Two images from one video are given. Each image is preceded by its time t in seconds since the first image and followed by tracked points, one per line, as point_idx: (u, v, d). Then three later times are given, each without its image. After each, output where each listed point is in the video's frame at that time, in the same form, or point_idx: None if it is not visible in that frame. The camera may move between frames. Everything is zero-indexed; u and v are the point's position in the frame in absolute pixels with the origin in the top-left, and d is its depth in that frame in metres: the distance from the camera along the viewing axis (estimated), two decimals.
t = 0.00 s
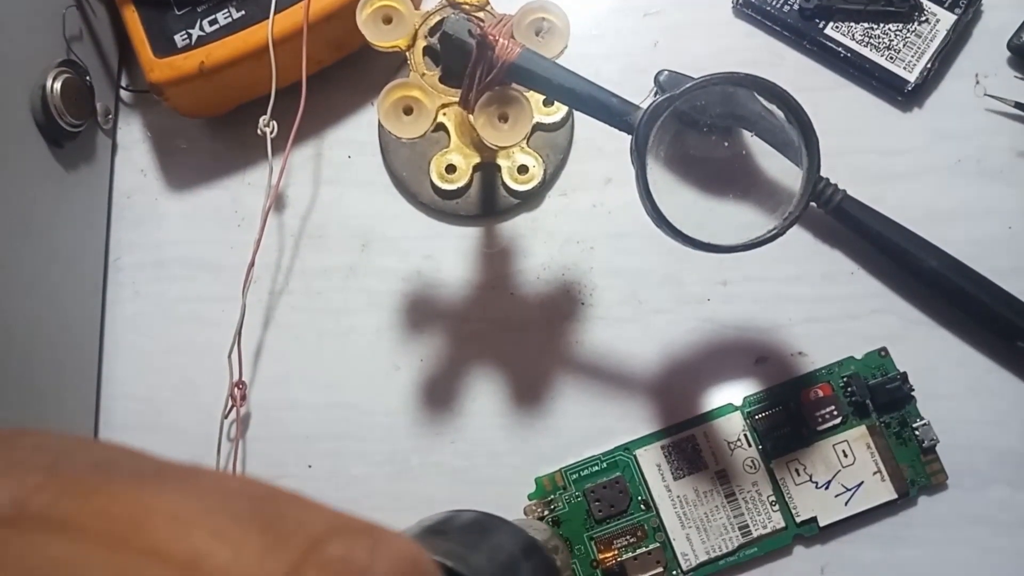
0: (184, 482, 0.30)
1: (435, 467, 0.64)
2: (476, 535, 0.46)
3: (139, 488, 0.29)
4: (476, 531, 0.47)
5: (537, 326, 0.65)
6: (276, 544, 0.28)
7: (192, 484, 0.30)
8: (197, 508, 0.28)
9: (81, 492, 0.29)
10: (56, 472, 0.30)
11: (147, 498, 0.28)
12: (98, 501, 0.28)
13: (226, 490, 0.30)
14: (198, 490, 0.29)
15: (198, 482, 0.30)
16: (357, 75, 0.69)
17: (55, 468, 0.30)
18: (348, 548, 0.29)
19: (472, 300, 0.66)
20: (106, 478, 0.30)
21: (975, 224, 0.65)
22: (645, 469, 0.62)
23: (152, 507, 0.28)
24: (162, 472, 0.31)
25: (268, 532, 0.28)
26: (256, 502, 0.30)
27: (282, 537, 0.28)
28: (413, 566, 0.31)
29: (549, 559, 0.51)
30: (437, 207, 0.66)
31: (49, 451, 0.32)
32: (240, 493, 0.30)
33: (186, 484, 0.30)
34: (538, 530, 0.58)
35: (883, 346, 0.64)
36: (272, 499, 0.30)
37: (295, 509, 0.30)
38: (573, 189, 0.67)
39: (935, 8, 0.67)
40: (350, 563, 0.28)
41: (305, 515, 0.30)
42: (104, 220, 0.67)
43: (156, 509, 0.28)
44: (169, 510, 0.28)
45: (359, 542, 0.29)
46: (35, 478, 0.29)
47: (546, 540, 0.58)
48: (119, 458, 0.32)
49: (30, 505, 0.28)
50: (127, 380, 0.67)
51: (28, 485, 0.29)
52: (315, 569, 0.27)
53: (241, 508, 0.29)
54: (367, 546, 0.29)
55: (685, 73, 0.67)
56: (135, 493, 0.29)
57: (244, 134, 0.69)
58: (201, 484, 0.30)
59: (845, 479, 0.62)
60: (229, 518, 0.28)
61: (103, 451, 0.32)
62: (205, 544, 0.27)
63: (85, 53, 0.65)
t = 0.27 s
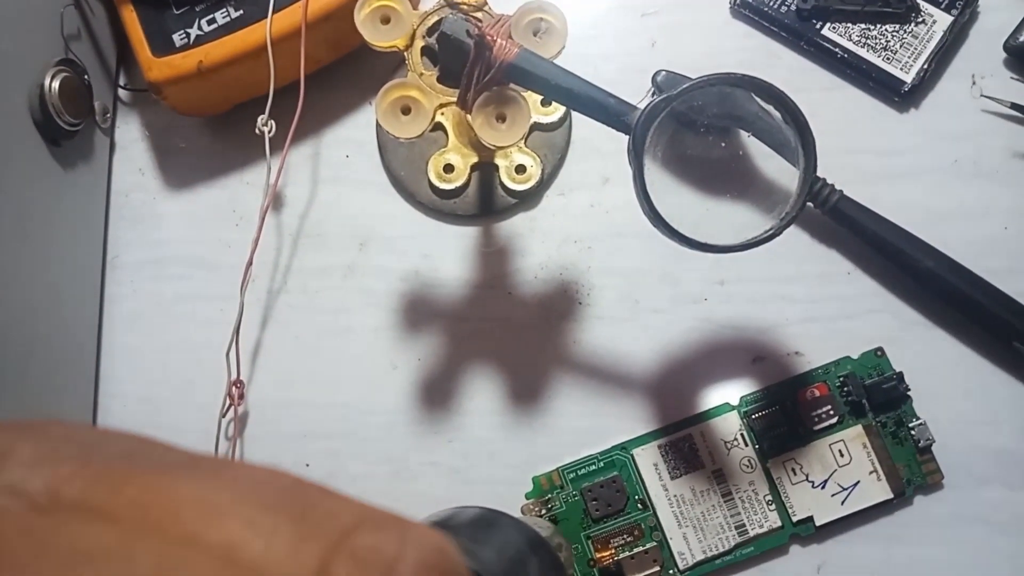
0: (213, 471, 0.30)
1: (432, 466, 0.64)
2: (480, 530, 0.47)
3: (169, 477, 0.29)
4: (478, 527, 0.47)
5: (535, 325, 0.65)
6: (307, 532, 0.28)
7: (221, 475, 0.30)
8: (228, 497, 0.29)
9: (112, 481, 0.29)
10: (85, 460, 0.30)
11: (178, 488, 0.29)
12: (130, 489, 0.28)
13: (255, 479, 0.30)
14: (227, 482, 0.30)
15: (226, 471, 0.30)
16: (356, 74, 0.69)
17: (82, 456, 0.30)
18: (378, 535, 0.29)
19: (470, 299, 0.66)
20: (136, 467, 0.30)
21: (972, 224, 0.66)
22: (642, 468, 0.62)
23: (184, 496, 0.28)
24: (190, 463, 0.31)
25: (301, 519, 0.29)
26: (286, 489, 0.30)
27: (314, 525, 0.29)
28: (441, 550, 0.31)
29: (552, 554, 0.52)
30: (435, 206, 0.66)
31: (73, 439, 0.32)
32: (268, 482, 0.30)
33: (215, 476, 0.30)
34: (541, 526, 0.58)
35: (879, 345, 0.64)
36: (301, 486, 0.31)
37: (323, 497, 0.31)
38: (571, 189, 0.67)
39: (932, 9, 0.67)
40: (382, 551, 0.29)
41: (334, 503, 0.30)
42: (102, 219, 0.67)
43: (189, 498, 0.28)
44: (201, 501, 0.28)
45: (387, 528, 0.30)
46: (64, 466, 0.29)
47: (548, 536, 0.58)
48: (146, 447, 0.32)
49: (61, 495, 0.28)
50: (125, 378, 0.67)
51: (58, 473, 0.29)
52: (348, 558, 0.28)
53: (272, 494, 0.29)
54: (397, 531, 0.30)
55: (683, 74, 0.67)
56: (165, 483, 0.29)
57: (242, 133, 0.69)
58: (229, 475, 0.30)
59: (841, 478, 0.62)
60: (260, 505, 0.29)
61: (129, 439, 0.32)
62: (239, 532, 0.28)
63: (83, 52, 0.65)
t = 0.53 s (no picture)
0: (230, 468, 0.31)
1: (433, 471, 0.64)
2: (486, 530, 0.47)
3: (187, 473, 0.30)
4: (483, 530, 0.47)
5: (536, 330, 0.65)
6: (326, 524, 0.29)
7: (239, 471, 0.31)
8: (249, 492, 0.29)
9: (132, 475, 0.29)
10: (102, 456, 0.30)
11: (197, 484, 0.29)
12: (152, 482, 0.29)
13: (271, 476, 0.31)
14: (246, 478, 0.30)
15: (241, 468, 0.31)
16: (357, 78, 0.69)
17: (100, 452, 0.31)
18: (390, 533, 0.31)
19: (472, 304, 0.66)
20: (154, 463, 0.30)
21: (975, 230, 0.65)
22: (644, 474, 0.62)
23: (206, 489, 0.29)
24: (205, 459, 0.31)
25: (319, 513, 0.30)
26: (301, 486, 0.31)
27: (331, 519, 0.30)
28: (448, 550, 0.33)
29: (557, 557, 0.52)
30: (436, 210, 0.66)
31: (86, 437, 0.32)
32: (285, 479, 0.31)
33: (233, 472, 0.30)
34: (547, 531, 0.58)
35: (882, 351, 0.64)
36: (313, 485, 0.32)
37: (335, 496, 0.32)
38: (573, 193, 0.67)
39: (936, 14, 0.67)
40: (395, 547, 0.30)
41: (346, 502, 0.31)
42: (103, 222, 0.67)
43: (211, 491, 0.29)
44: (221, 497, 0.29)
45: (397, 527, 0.31)
46: (83, 462, 0.30)
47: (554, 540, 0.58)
48: (159, 446, 0.33)
49: (83, 489, 0.29)
50: (125, 382, 0.67)
51: (78, 468, 0.29)
52: (366, 550, 0.29)
53: (290, 490, 0.30)
54: (406, 530, 0.31)
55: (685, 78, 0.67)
56: (184, 479, 0.29)
57: (244, 136, 0.69)
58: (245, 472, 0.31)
59: (843, 485, 0.62)
60: (280, 499, 0.29)
61: (142, 439, 0.33)
62: (262, 522, 0.28)
63: (85, 55, 0.65)
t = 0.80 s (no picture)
0: (270, 432, 0.30)
1: (435, 465, 0.64)
2: (502, 505, 0.46)
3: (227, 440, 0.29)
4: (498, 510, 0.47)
5: (539, 322, 0.65)
6: (362, 484, 0.28)
7: (276, 436, 0.30)
8: (287, 456, 0.28)
9: (173, 442, 0.29)
10: (145, 420, 0.30)
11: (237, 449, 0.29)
12: (192, 448, 0.29)
13: (308, 441, 0.30)
14: (283, 442, 0.29)
15: (282, 433, 0.30)
16: (357, 73, 0.69)
17: (144, 417, 0.30)
18: (426, 494, 0.29)
19: (473, 297, 0.66)
20: (196, 431, 0.30)
21: (975, 220, 0.65)
22: (646, 465, 0.62)
23: (245, 454, 0.28)
24: (244, 426, 0.31)
25: (356, 473, 0.29)
26: (341, 451, 0.30)
27: (366, 480, 0.28)
28: (485, 511, 0.31)
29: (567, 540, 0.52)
30: (437, 204, 0.66)
31: (132, 401, 0.31)
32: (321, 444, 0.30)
33: (271, 436, 0.30)
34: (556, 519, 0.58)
35: (883, 342, 0.64)
36: (353, 449, 0.31)
37: (373, 458, 0.30)
38: (573, 186, 0.67)
39: (935, 3, 0.67)
40: (430, 507, 0.28)
41: (383, 464, 0.30)
42: (104, 219, 0.67)
43: (249, 455, 0.28)
44: (261, 460, 0.28)
45: (434, 488, 0.30)
46: (127, 426, 0.29)
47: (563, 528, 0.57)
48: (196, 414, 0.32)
49: (124, 453, 0.28)
50: (127, 378, 0.67)
51: (121, 434, 0.29)
52: (401, 511, 0.28)
53: (329, 453, 0.29)
54: (442, 490, 0.30)
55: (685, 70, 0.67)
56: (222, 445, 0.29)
57: (243, 132, 0.69)
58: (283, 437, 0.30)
59: (845, 475, 0.62)
60: (317, 461, 0.29)
61: (179, 408, 0.32)
62: (298, 484, 0.27)
63: (84, 52, 0.65)
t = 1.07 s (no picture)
0: (263, 438, 0.30)
1: (433, 463, 0.64)
2: (498, 505, 0.46)
3: (221, 446, 0.29)
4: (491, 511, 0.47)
5: (536, 321, 0.65)
6: (357, 489, 0.28)
7: (268, 441, 0.30)
8: (282, 462, 0.28)
9: (166, 446, 0.28)
10: (137, 423, 0.30)
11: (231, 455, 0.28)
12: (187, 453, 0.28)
13: (301, 446, 0.30)
14: (277, 448, 0.29)
15: (274, 439, 0.30)
16: (355, 72, 0.69)
17: (135, 419, 0.30)
18: (418, 498, 0.30)
19: (471, 296, 0.66)
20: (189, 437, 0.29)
21: (972, 219, 0.66)
22: (643, 463, 0.62)
23: (240, 459, 0.28)
24: (236, 432, 0.30)
25: (351, 478, 0.29)
26: (335, 456, 0.30)
27: (361, 486, 0.29)
28: (473, 517, 0.32)
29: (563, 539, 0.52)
30: (435, 203, 0.66)
31: (122, 403, 0.31)
32: (315, 449, 0.30)
33: (265, 442, 0.30)
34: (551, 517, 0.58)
35: (880, 340, 0.64)
36: (346, 453, 0.31)
37: (365, 462, 0.31)
38: (571, 185, 0.67)
39: (932, 3, 0.67)
40: (423, 512, 0.29)
41: (375, 468, 0.30)
42: (102, 218, 0.67)
43: (244, 460, 0.28)
44: (256, 465, 0.28)
45: (425, 492, 0.30)
46: (119, 429, 0.29)
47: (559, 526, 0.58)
48: (187, 418, 0.31)
49: (116, 457, 0.28)
50: (125, 377, 0.67)
51: (113, 437, 0.29)
52: (396, 517, 0.28)
53: (323, 459, 0.29)
54: (432, 495, 0.31)
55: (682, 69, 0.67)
56: (216, 451, 0.29)
57: (242, 131, 0.69)
58: (276, 443, 0.30)
59: (841, 473, 0.62)
60: (311, 467, 0.29)
61: (169, 411, 0.32)
62: (295, 490, 0.27)
63: (82, 51, 0.65)
